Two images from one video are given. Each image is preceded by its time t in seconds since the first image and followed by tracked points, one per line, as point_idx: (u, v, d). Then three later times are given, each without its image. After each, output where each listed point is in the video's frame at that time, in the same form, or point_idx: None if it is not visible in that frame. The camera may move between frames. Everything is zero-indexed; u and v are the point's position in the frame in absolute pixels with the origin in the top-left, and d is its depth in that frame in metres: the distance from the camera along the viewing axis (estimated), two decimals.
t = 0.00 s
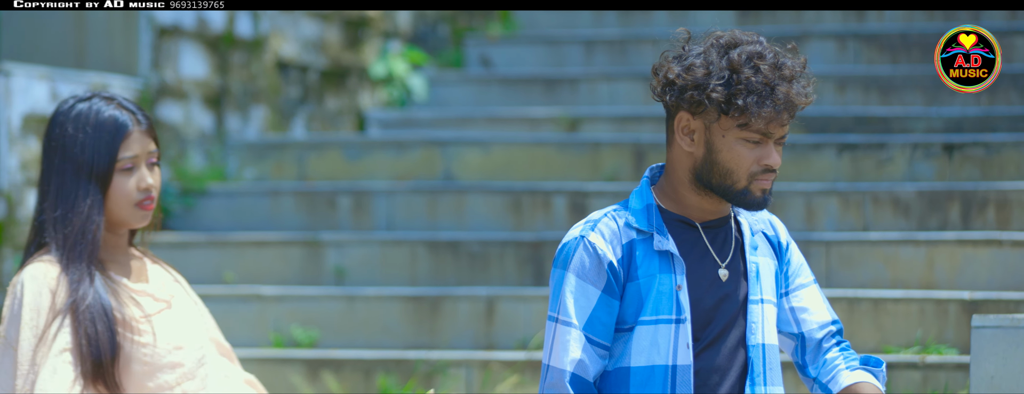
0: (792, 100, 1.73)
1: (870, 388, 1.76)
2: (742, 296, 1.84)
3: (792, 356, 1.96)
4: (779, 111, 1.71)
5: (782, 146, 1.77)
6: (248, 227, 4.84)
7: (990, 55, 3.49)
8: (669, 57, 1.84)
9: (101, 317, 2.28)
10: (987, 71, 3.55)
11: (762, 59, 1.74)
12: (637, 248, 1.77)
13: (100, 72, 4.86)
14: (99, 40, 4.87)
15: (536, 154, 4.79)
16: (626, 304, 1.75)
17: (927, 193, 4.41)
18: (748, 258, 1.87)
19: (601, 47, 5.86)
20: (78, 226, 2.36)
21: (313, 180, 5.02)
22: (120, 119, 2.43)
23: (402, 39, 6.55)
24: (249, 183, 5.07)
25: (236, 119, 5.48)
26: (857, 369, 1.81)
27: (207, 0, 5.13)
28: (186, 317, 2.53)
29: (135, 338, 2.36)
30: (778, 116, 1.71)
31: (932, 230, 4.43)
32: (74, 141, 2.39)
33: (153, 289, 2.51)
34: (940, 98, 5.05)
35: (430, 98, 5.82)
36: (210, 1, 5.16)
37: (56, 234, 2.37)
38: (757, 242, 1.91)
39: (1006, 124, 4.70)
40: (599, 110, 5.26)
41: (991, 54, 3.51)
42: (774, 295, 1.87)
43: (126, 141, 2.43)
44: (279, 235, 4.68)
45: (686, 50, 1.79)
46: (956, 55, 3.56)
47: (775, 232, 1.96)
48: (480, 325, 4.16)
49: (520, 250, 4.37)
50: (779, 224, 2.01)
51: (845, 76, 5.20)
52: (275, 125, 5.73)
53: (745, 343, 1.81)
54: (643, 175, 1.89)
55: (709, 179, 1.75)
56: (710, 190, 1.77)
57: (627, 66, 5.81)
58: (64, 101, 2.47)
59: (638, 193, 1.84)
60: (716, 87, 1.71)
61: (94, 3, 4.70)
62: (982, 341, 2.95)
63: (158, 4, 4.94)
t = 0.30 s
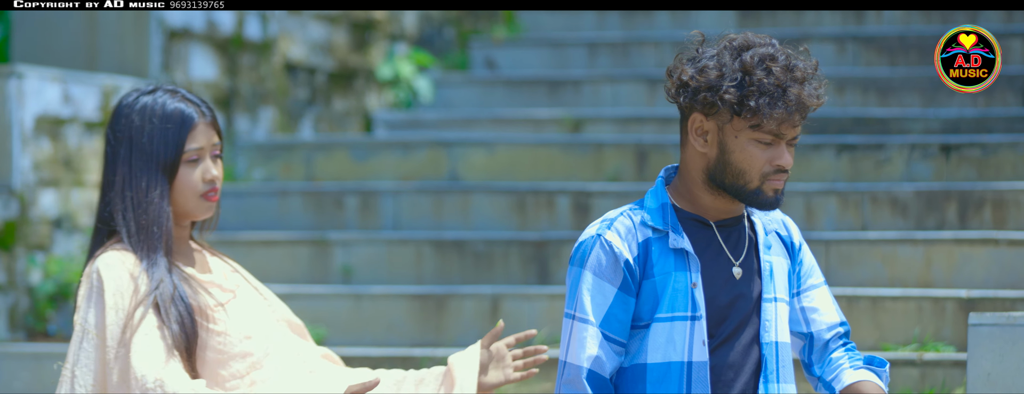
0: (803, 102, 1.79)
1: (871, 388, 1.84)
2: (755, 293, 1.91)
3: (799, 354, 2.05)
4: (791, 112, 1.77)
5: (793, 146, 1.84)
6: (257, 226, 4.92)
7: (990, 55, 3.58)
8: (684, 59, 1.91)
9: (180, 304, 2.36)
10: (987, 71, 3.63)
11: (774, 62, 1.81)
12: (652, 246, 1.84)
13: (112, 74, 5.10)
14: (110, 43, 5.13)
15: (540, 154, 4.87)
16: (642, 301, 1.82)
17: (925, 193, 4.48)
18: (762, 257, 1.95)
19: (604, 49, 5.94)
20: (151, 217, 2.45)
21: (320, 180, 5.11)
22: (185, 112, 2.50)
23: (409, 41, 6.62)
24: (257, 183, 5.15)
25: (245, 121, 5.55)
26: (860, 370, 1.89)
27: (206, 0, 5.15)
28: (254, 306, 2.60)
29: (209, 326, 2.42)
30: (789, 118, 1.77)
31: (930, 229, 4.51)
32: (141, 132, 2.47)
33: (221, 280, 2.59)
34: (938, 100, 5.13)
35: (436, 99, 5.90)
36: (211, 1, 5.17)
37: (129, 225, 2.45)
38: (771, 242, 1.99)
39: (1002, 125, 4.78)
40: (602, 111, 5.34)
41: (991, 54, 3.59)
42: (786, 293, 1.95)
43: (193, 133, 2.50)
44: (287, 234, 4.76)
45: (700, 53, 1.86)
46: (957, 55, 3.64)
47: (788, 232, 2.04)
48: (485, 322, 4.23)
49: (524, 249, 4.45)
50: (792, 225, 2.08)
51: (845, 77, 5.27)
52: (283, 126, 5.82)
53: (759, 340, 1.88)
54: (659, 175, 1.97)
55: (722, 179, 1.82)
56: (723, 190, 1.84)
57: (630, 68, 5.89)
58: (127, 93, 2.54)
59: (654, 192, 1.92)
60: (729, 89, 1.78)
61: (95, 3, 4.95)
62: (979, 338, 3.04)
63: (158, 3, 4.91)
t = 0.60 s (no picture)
0: (811, 106, 1.86)
1: (870, 386, 1.92)
2: (764, 291, 1.99)
3: (803, 353, 2.13)
4: (799, 116, 1.84)
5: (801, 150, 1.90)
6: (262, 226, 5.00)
7: (990, 55, 3.64)
8: (694, 63, 1.98)
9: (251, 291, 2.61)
10: (987, 71, 3.69)
11: (783, 67, 1.87)
12: (664, 245, 1.92)
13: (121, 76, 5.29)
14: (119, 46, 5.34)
15: (542, 155, 4.94)
16: (653, 299, 1.90)
17: (921, 194, 4.56)
18: (771, 257, 2.03)
19: (605, 52, 6.02)
20: (212, 208, 2.68)
21: (326, 181, 5.18)
22: (241, 106, 2.74)
23: (412, 44, 6.70)
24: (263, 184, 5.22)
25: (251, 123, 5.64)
26: (861, 369, 1.97)
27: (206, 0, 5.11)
28: (303, 304, 2.83)
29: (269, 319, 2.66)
30: (797, 121, 1.84)
31: (926, 229, 4.59)
32: (200, 125, 2.70)
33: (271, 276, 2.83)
34: (934, 101, 5.21)
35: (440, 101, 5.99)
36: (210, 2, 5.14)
37: (192, 214, 2.69)
38: (780, 242, 2.07)
39: (996, 127, 4.86)
40: (603, 113, 5.41)
41: (991, 54, 3.65)
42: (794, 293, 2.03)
43: (249, 127, 2.74)
44: (292, 234, 4.83)
45: (710, 57, 1.93)
46: (957, 55, 3.71)
47: (796, 233, 2.12)
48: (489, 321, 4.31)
49: (526, 249, 4.52)
50: (802, 227, 2.16)
51: (842, 79, 5.34)
52: (289, 128, 5.87)
53: (767, 339, 1.97)
54: (670, 176, 2.04)
55: (731, 180, 1.89)
56: (733, 192, 1.90)
57: (631, 70, 5.96)
58: (183, 88, 2.78)
59: (664, 192, 2.00)
60: (738, 92, 1.84)
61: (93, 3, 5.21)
62: (974, 337, 3.10)
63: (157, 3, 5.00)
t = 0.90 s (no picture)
0: (821, 109, 1.90)
1: (869, 386, 1.99)
2: (775, 289, 2.05)
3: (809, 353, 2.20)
4: (809, 119, 1.88)
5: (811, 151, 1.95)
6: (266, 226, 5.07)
7: (990, 55, 3.60)
8: (706, 64, 2.03)
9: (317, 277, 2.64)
10: (986, 72, 3.65)
11: (794, 70, 1.91)
12: (677, 242, 1.98)
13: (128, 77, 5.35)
14: (126, 47, 5.40)
15: (543, 156, 4.99)
16: (666, 295, 1.97)
17: (917, 193, 4.62)
18: (783, 257, 2.09)
19: (605, 53, 6.07)
20: (271, 212, 2.70)
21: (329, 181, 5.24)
22: (299, 111, 2.77)
23: (415, 46, 6.72)
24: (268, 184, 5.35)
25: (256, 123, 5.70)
26: (862, 370, 2.05)
27: (207, 0, 5.16)
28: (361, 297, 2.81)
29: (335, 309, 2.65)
30: (808, 124, 1.88)
31: (922, 228, 4.65)
32: (257, 130, 2.73)
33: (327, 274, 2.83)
34: (931, 102, 5.27)
35: (443, 103, 6.05)
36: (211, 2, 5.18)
37: (251, 218, 2.69)
38: (792, 242, 2.13)
39: (992, 128, 4.92)
40: (604, 114, 5.47)
41: (991, 54, 3.61)
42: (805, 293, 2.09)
43: (306, 132, 2.77)
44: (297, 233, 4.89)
45: (723, 59, 1.98)
46: (957, 55, 3.65)
47: (809, 234, 2.18)
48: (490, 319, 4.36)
49: (527, 248, 4.58)
50: (814, 228, 2.23)
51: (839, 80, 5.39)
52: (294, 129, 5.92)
53: (778, 337, 2.02)
54: (682, 174, 2.10)
55: (742, 181, 1.93)
56: (744, 193, 1.95)
57: (631, 72, 6.02)
58: (240, 93, 2.82)
59: (677, 191, 2.07)
60: (749, 94, 1.89)
61: (94, 3, 5.30)
62: (971, 335, 3.12)
63: (157, 3, 5.14)
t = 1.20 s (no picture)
0: (827, 111, 1.93)
1: (865, 384, 2.05)
2: (783, 288, 2.10)
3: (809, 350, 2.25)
4: (816, 120, 1.91)
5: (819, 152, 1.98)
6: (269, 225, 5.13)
7: (990, 55, 3.62)
8: (714, 66, 2.07)
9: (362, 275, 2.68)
10: (987, 71, 3.68)
11: (800, 72, 1.95)
12: (687, 241, 2.03)
13: (132, 79, 5.38)
14: (130, 49, 5.44)
15: (543, 156, 5.05)
16: (677, 294, 2.01)
17: (913, 193, 4.67)
18: (791, 256, 2.13)
19: (604, 55, 6.12)
20: (322, 215, 2.75)
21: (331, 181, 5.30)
22: (344, 112, 2.82)
23: (416, 47, 6.77)
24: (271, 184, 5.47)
25: (258, 124, 5.75)
26: (861, 368, 2.10)
27: (207, 0, 5.23)
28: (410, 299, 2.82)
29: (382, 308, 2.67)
30: (813, 125, 1.91)
31: (918, 228, 4.70)
32: (304, 134, 2.79)
33: (378, 275, 2.86)
34: (927, 103, 5.30)
35: (443, 103, 6.11)
36: (211, 1, 5.27)
37: (301, 220, 2.74)
38: (799, 242, 2.17)
39: (987, 128, 4.98)
40: (603, 115, 5.52)
41: (991, 54, 3.64)
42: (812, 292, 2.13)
43: (352, 132, 2.82)
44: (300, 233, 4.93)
45: (730, 61, 2.02)
46: (957, 55, 3.70)
47: (816, 233, 2.22)
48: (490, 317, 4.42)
49: (527, 248, 4.63)
50: (822, 227, 2.27)
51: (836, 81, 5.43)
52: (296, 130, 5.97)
53: (786, 336, 2.06)
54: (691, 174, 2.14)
55: (750, 181, 1.97)
56: (751, 193, 1.99)
57: (630, 73, 6.07)
58: (289, 95, 2.88)
59: (687, 190, 2.11)
60: (757, 96, 1.92)
61: (95, 3, 5.33)
62: (967, 334, 3.15)
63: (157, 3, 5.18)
